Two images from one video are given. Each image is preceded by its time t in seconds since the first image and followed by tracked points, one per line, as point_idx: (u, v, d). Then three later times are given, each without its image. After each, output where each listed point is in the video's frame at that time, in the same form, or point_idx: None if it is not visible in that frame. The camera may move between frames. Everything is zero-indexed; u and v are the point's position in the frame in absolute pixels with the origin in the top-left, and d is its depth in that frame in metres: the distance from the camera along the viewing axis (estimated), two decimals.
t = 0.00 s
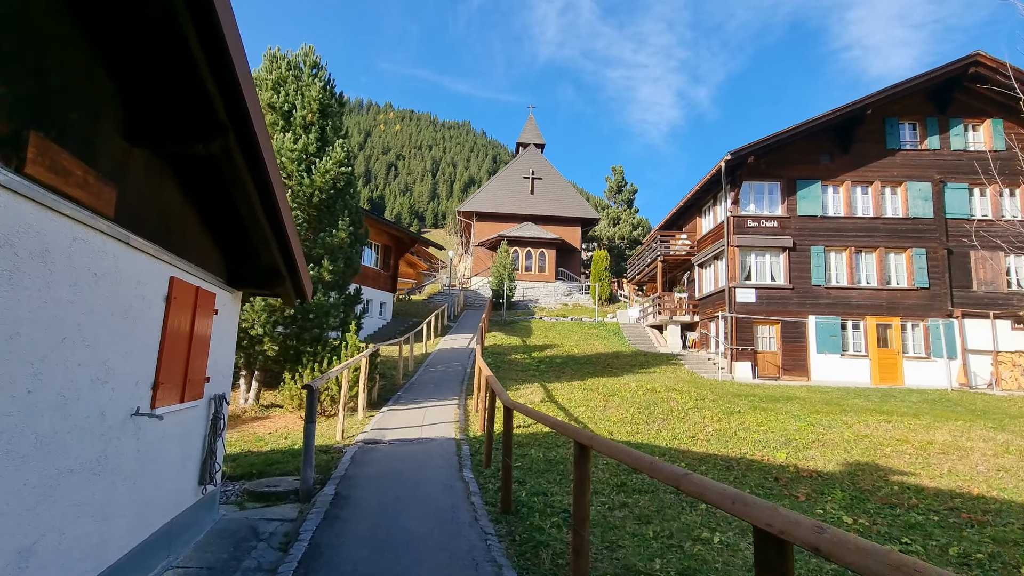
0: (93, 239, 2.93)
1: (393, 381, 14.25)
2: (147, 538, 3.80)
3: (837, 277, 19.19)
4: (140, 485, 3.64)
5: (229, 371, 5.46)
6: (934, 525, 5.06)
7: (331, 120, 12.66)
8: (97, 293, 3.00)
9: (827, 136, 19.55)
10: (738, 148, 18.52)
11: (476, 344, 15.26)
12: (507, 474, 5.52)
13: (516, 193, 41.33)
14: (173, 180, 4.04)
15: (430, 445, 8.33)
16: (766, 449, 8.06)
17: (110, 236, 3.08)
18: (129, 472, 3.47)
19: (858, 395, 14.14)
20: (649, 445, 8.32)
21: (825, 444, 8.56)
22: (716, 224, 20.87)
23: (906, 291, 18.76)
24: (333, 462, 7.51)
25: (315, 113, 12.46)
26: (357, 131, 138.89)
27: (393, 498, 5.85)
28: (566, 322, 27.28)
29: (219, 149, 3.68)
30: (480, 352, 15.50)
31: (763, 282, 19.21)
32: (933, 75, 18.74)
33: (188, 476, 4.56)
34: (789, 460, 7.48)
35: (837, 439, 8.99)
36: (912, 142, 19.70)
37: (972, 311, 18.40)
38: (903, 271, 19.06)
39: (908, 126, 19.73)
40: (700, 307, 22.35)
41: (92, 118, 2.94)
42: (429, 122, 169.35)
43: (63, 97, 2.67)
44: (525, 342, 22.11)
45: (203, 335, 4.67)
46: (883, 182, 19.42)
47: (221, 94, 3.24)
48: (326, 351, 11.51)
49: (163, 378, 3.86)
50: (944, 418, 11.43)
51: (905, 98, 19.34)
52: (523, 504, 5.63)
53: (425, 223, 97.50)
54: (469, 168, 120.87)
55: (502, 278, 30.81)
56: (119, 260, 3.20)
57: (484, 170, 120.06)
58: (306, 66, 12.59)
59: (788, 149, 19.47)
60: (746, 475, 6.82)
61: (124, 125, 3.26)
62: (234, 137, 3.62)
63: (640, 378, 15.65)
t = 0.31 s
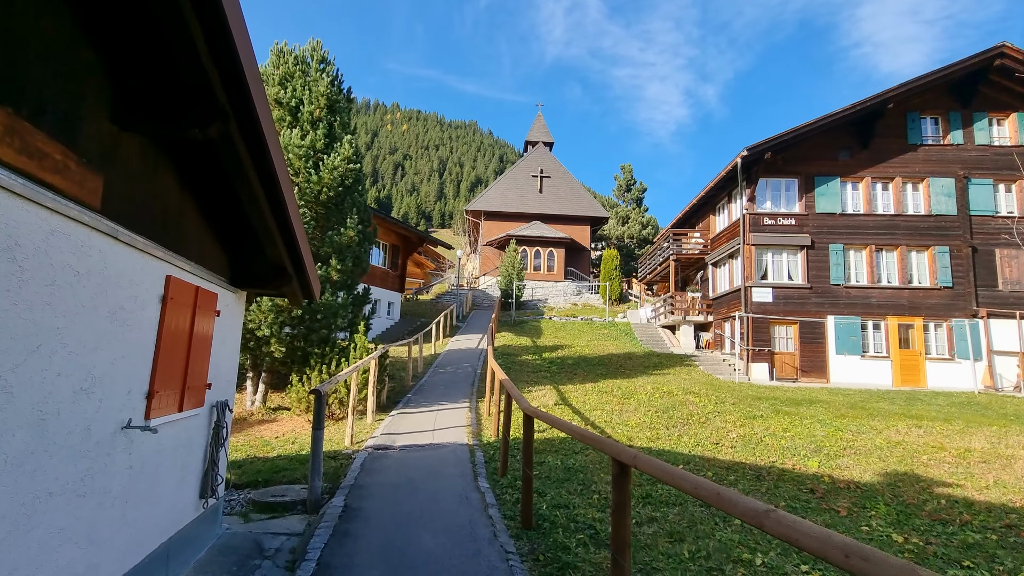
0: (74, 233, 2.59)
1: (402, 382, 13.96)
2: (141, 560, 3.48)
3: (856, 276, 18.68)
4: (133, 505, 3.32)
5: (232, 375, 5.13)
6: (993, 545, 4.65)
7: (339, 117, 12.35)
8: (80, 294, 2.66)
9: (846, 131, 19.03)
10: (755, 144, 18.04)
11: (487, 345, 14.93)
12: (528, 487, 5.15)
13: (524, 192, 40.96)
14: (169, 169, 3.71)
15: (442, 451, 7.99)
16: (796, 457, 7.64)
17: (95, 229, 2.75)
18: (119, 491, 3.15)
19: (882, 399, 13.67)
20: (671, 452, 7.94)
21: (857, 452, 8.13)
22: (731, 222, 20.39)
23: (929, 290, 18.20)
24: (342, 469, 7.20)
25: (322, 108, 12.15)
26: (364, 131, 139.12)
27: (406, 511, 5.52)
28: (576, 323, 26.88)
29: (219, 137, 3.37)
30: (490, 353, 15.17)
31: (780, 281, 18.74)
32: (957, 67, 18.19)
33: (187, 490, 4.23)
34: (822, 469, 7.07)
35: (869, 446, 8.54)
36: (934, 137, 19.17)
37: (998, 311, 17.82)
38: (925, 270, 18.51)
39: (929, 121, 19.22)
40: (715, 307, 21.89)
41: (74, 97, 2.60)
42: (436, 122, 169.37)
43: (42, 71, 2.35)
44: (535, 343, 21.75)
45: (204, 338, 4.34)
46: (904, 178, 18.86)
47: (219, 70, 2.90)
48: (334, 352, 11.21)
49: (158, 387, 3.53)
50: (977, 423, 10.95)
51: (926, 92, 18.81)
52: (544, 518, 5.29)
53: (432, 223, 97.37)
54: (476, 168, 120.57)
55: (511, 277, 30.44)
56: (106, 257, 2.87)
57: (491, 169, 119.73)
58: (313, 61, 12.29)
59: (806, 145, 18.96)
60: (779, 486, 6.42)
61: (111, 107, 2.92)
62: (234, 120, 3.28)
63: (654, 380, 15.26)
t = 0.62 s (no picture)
0: (20, 203, 2.21)
1: (408, 381, 13.59)
2: None
3: (874, 273, 18.15)
4: (105, 518, 2.93)
5: (224, 373, 4.75)
6: None
7: (342, 107, 11.96)
8: (31, 275, 2.28)
9: (862, 123, 18.50)
10: (769, 136, 17.54)
11: (494, 343, 14.52)
12: (545, 494, 4.73)
13: (530, 189, 40.53)
14: (147, 138, 3.30)
15: (450, 453, 7.59)
16: (825, 461, 7.19)
17: (49, 200, 2.36)
18: (87, 504, 2.76)
19: (905, 399, 13.15)
20: (692, 455, 7.50)
21: (889, 455, 7.67)
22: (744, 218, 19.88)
23: (950, 286, 17.65)
24: (345, 473, 6.81)
25: (325, 99, 11.76)
26: (369, 131, 139.06)
27: (412, 519, 5.12)
28: (583, 321, 26.45)
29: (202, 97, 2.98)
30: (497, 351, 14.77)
31: (794, 277, 18.23)
32: (978, 56, 17.62)
33: (173, 498, 3.84)
34: (855, 474, 6.62)
35: (901, 448, 8.07)
36: (953, 128, 18.61)
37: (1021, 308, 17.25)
38: (945, 266, 17.96)
39: (949, 112, 18.67)
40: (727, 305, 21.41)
41: (22, 43, 2.21)
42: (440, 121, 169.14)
43: None
44: (542, 341, 21.35)
45: (192, 331, 3.96)
46: (923, 171, 18.31)
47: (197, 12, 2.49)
48: (338, 350, 10.84)
49: (135, 385, 3.15)
50: (1010, 424, 10.44)
51: (946, 82, 18.26)
52: (562, 528, 4.89)
53: (437, 222, 97.06)
54: (481, 167, 120.18)
55: (517, 275, 30.00)
56: (65, 235, 2.48)
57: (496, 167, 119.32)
58: (316, 51, 11.91)
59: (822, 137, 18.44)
60: (812, 493, 5.96)
61: (70, 55, 2.51)
62: (217, 76, 2.87)
63: (666, 379, 14.81)
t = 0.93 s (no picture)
0: None
1: (408, 381, 13.21)
2: None
3: (885, 270, 17.71)
4: (53, 550, 2.53)
5: (204, 378, 4.35)
6: None
7: (340, 98, 11.54)
8: None
9: (874, 117, 18.03)
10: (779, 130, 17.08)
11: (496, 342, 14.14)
12: (555, 510, 4.30)
13: (533, 186, 40.09)
14: (100, 104, 2.90)
15: (451, 459, 7.19)
16: (849, 468, 6.77)
17: None
18: (26, 534, 2.37)
19: (922, 400, 12.71)
20: (707, 462, 7.09)
21: (916, 461, 7.25)
22: (752, 214, 19.43)
23: (964, 285, 17.19)
24: (339, 483, 6.42)
25: (322, 90, 11.34)
26: (370, 130, 138.78)
27: (409, 536, 4.73)
28: (587, 320, 26.04)
29: (162, 54, 2.62)
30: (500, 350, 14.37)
31: (804, 275, 17.79)
32: (994, 48, 17.16)
33: (142, 518, 3.45)
34: (883, 484, 6.21)
35: (926, 454, 7.65)
36: (967, 122, 18.14)
37: None
38: (959, 264, 17.51)
39: (962, 106, 18.21)
40: (734, 304, 20.98)
41: None
42: (442, 119, 168.71)
43: None
44: (545, 340, 20.93)
45: (165, 333, 3.57)
46: (936, 166, 17.84)
47: None
48: (334, 350, 10.46)
49: (91, 394, 2.75)
50: None
51: (960, 75, 17.79)
52: (572, 546, 4.48)
53: (439, 221, 96.71)
54: (482, 165, 119.69)
55: (520, 273, 29.59)
56: None
57: (497, 166, 118.85)
58: (312, 41, 11.50)
59: (833, 131, 17.98)
60: (840, 506, 5.55)
61: None
62: (176, 26, 2.47)
63: (673, 380, 14.39)
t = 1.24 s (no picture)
0: None
1: (411, 380, 12.88)
2: None
3: (900, 266, 17.27)
4: None
5: (189, 376, 4.01)
6: None
7: (341, 89, 11.20)
8: None
9: (889, 109, 17.56)
10: (791, 123, 16.63)
11: (501, 340, 13.81)
12: (571, 521, 3.94)
13: (537, 183, 39.71)
14: (64, 67, 2.58)
15: (456, 462, 6.84)
16: (876, 473, 6.39)
17: None
18: None
19: (942, 400, 12.29)
20: (725, 466, 6.72)
21: (947, 465, 6.86)
22: (763, 209, 18.99)
23: (981, 281, 16.73)
24: (338, 487, 6.08)
25: (322, 80, 10.99)
26: (373, 128, 138.56)
27: (412, 547, 4.37)
28: (593, 317, 25.65)
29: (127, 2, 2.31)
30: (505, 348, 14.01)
31: (816, 271, 17.37)
32: (1013, 37, 16.67)
33: (116, 533, 3.10)
34: (917, 490, 5.82)
35: (957, 457, 7.25)
36: (985, 114, 17.66)
37: None
38: (976, 259, 17.04)
39: (980, 97, 17.73)
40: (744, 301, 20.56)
41: None
42: (445, 117, 168.37)
43: None
44: (551, 338, 20.58)
45: (143, 326, 3.23)
46: (953, 159, 17.37)
47: None
48: (335, 347, 10.13)
49: (47, 395, 2.43)
50: None
51: (978, 65, 17.31)
52: (589, 559, 4.11)
53: (442, 219, 96.39)
54: (486, 163, 119.24)
55: (524, 271, 29.21)
56: None
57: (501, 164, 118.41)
58: (312, 29, 11.15)
59: (847, 124, 17.51)
60: (872, 514, 5.17)
61: None
62: None
63: (683, 378, 14.01)
